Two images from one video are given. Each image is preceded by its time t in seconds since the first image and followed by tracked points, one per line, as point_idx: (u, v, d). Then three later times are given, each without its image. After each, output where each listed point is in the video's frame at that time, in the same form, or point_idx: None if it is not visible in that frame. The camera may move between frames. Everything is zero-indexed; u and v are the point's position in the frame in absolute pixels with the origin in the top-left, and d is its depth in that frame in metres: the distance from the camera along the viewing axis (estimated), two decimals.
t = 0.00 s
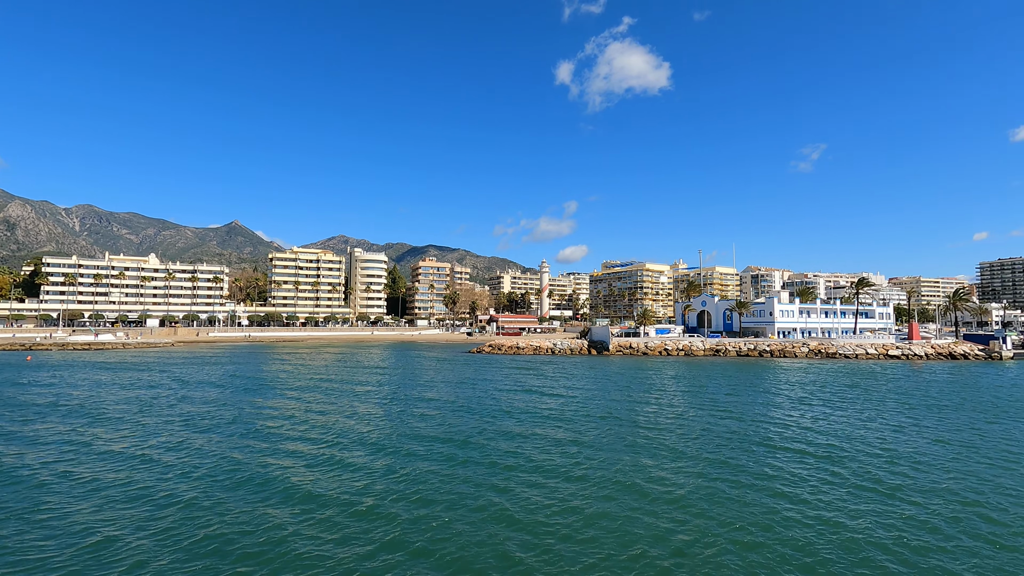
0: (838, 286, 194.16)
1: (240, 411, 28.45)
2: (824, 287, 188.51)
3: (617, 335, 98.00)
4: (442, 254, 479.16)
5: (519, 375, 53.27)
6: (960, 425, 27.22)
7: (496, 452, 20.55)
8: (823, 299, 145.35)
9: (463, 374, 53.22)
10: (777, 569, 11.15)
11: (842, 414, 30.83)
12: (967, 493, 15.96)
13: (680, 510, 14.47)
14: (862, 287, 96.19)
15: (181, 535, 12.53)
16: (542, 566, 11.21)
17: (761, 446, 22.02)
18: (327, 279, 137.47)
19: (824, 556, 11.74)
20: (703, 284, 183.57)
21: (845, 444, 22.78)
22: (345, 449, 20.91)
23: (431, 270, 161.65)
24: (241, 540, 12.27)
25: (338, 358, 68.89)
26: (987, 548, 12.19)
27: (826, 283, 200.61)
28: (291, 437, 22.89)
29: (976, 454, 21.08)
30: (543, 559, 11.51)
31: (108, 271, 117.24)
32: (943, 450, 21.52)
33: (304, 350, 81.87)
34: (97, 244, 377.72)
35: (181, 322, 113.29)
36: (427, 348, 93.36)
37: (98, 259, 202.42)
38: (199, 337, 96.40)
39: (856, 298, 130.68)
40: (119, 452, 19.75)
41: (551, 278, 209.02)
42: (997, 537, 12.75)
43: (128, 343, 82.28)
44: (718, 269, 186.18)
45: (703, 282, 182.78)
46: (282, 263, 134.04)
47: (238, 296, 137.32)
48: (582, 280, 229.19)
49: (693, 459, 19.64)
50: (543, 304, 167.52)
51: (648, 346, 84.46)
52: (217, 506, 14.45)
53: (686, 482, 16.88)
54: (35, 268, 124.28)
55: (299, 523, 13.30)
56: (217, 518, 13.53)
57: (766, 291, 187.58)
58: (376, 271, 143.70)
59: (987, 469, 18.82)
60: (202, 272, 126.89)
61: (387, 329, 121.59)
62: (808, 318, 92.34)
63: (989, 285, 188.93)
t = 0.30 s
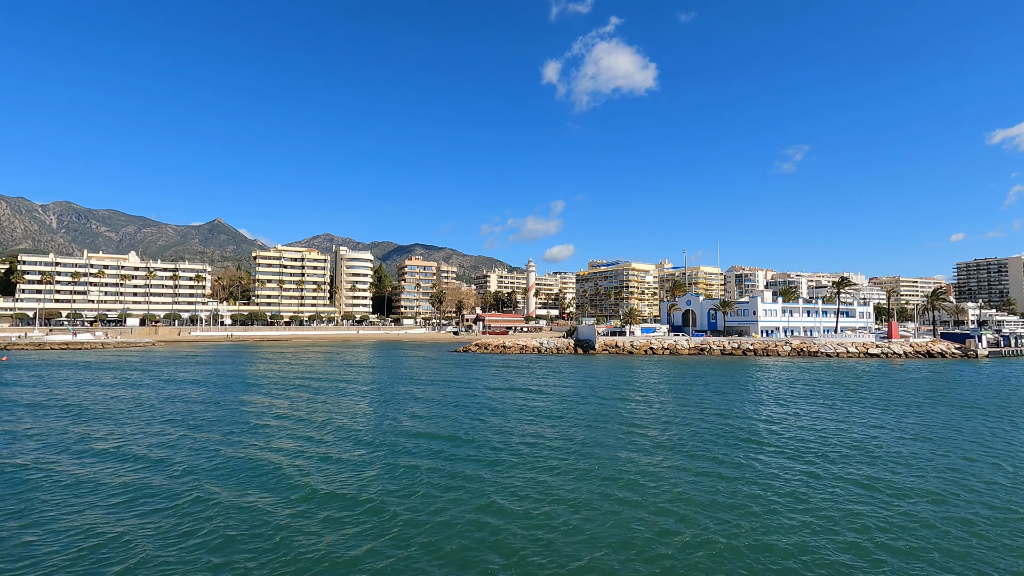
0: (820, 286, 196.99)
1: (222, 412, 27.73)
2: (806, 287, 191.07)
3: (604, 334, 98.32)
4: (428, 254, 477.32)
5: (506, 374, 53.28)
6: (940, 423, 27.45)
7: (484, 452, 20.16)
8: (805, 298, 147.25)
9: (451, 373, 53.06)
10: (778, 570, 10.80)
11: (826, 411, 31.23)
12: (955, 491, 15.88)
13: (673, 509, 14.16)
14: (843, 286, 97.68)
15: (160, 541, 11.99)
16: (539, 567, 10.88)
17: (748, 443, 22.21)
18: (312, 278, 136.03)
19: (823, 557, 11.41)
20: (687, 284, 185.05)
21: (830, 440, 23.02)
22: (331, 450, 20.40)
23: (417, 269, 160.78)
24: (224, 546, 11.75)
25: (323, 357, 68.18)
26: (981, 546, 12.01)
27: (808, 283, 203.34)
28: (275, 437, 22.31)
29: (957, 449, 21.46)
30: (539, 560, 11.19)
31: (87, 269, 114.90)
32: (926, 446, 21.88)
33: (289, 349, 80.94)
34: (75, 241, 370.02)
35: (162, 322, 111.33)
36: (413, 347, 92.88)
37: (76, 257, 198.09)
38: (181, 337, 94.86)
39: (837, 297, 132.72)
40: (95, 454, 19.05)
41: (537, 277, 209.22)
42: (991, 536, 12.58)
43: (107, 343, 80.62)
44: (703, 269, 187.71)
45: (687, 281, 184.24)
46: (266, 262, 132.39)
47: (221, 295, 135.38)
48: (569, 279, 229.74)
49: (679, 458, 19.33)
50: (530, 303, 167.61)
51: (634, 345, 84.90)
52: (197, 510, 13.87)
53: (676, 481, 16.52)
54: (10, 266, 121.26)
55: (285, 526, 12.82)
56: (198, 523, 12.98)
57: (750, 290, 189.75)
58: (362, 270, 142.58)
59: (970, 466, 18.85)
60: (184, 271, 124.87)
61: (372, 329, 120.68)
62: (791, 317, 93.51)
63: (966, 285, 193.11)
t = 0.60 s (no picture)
0: (803, 285, 199.68)
1: (204, 412, 27.24)
2: (790, 286, 193.43)
3: (591, 333, 98.68)
4: (415, 252, 474.87)
5: (495, 373, 53.31)
6: (918, 419, 28.02)
7: (469, 451, 20.03)
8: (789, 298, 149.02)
9: (439, 372, 53.00)
10: (767, 567, 10.89)
11: (812, 409, 31.57)
12: (942, 487, 16.11)
13: (660, 508, 14.13)
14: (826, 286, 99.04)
15: (139, 545, 11.66)
16: (523, 567, 10.79)
17: (736, 440, 22.40)
18: (298, 277, 134.68)
19: (818, 558, 11.31)
20: (674, 283, 186.30)
21: (815, 437, 23.30)
22: (315, 450, 20.11)
23: (405, 267, 159.87)
24: (205, 550, 11.42)
25: (310, 356, 67.56)
26: (974, 546, 12.04)
27: (792, 282, 205.81)
28: (258, 438, 21.94)
29: (940, 446, 21.82)
30: (525, 559, 11.10)
31: (66, 267, 112.78)
32: (909, 443, 22.25)
33: (274, 348, 80.10)
34: (52, 238, 362.15)
35: (144, 320, 109.55)
36: (400, 346, 92.41)
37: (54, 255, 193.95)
38: (164, 336, 93.44)
39: (820, 297, 134.75)
40: (71, 456, 18.55)
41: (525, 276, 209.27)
42: (981, 534, 12.65)
43: (87, 342, 79.08)
44: (689, 268, 189.09)
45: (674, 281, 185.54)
46: (250, 260, 130.84)
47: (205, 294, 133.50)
48: (556, 278, 230.08)
49: (667, 457, 19.27)
50: (517, 302, 167.58)
51: (621, 344, 85.28)
52: (191, 510, 13.77)
53: (666, 480, 16.41)
54: None
55: (270, 529, 12.57)
56: (177, 526, 12.65)
57: (735, 290, 191.58)
58: (348, 268, 141.53)
59: (951, 463, 19.16)
60: (166, 269, 123.01)
61: (359, 328, 119.85)
62: (775, 316, 94.60)
63: (945, 285, 196.92)
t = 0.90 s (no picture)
0: (790, 284, 201.73)
1: (189, 412, 26.79)
2: (776, 285, 195.25)
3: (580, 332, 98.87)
4: (404, 251, 472.70)
5: (485, 372, 53.28)
6: (908, 417, 28.43)
7: (459, 450, 19.93)
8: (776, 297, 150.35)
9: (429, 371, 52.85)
10: (762, 561, 11.15)
11: (802, 406, 31.88)
12: (938, 484, 16.34)
13: (655, 503, 14.35)
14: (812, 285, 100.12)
15: (122, 549, 11.41)
16: (517, 564, 10.88)
17: (728, 437, 22.65)
18: (285, 275, 133.41)
19: (819, 555, 11.39)
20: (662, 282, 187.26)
21: (806, 434, 23.59)
22: (302, 449, 19.84)
23: (394, 266, 159.00)
24: (201, 549, 11.38)
25: (298, 355, 67.05)
26: (972, 542, 12.22)
27: (778, 281, 207.84)
28: (243, 438, 21.62)
29: (927, 443, 22.16)
30: (520, 556, 11.19)
31: (47, 265, 110.87)
32: (897, 440, 22.57)
33: (261, 347, 79.29)
34: (33, 235, 355.26)
35: (128, 319, 107.98)
36: (388, 345, 92.07)
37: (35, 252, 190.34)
38: (148, 334, 92.19)
39: (806, 296, 136.24)
40: (67, 456, 18.42)
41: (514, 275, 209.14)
42: (980, 531, 12.83)
43: (69, 342, 77.72)
44: (678, 267, 190.14)
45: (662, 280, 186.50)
46: (237, 258, 129.38)
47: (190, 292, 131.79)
48: (546, 277, 230.22)
49: (660, 454, 19.47)
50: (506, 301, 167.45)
51: (610, 342, 85.53)
52: (194, 507, 13.82)
53: (661, 478, 16.54)
54: None
55: (256, 530, 12.36)
56: (160, 529, 12.39)
57: (723, 288, 193.02)
58: (336, 267, 140.49)
59: (938, 460, 19.47)
60: (151, 267, 121.28)
61: (347, 326, 119.14)
62: (762, 315, 95.48)
63: (927, 284, 199.94)
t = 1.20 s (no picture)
0: (778, 284, 203.56)
1: (179, 412, 26.40)
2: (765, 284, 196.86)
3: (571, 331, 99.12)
4: (395, 249, 470.74)
5: (477, 370, 53.38)
6: (900, 415, 28.58)
7: (455, 448, 19.84)
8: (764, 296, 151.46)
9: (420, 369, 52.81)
10: (760, 554, 11.42)
11: (793, 404, 32.16)
12: (931, 483, 16.43)
13: (653, 498, 14.62)
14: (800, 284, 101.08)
15: (129, 547, 11.44)
16: (526, 555, 11.19)
17: (720, 434, 22.84)
18: (275, 273, 132.43)
19: (816, 554, 11.39)
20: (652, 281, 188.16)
21: (797, 431, 23.84)
22: (298, 449, 19.75)
23: (384, 264, 158.41)
24: (215, 544, 11.59)
25: (289, 354, 66.76)
26: (973, 543, 12.19)
27: (767, 280, 209.64)
28: (242, 436, 21.69)
29: (916, 440, 22.46)
30: (528, 548, 11.51)
31: (31, 262, 109.46)
32: (886, 437, 22.89)
33: (250, 346, 78.71)
34: (16, 233, 349.47)
35: (114, 318, 106.67)
36: (379, 343, 91.75)
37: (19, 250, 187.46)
38: (135, 333, 91.15)
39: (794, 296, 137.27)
40: (67, 454, 18.45)
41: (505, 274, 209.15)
42: (973, 528, 12.98)
43: (54, 341, 76.65)
44: (668, 267, 191.08)
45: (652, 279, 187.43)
46: (225, 257, 128.26)
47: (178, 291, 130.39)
48: (536, 276, 230.44)
49: (654, 451, 19.63)
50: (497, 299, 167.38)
51: (600, 341, 85.80)
52: (203, 504, 13.96)
53: (656, 473, 16.76)
54: None
55: (268, 525, 12.57)
56: (166, 527, 12.41)
57: (712, 287, 194.22)
58: (326, 265, 139.71)
59: (928, 457, 19.75)
60: (137, 265, 119.95)
61: (337, 325, 118.53)
62: (751, 313, 96.31)
63: (912, 284, 202.73)
